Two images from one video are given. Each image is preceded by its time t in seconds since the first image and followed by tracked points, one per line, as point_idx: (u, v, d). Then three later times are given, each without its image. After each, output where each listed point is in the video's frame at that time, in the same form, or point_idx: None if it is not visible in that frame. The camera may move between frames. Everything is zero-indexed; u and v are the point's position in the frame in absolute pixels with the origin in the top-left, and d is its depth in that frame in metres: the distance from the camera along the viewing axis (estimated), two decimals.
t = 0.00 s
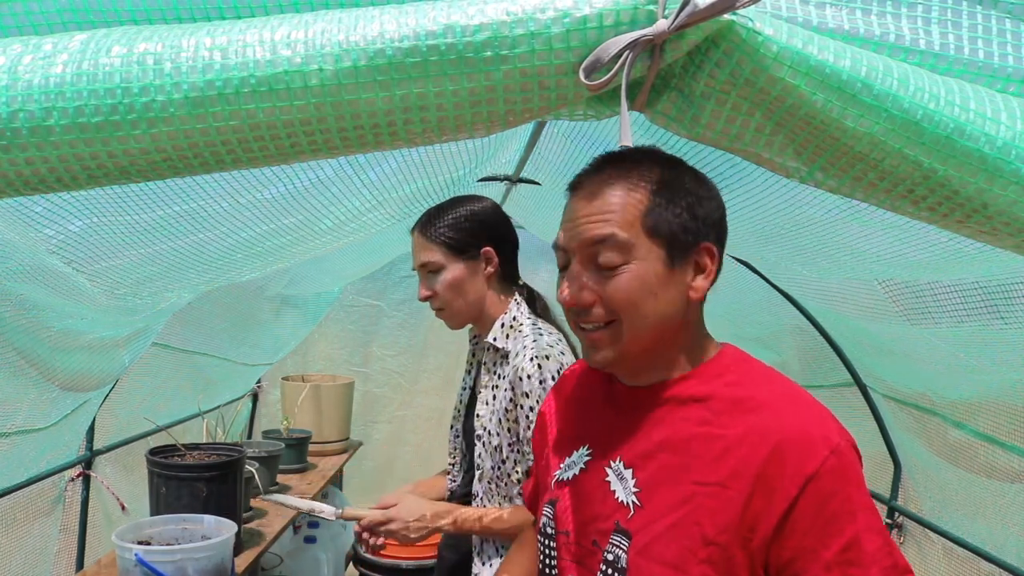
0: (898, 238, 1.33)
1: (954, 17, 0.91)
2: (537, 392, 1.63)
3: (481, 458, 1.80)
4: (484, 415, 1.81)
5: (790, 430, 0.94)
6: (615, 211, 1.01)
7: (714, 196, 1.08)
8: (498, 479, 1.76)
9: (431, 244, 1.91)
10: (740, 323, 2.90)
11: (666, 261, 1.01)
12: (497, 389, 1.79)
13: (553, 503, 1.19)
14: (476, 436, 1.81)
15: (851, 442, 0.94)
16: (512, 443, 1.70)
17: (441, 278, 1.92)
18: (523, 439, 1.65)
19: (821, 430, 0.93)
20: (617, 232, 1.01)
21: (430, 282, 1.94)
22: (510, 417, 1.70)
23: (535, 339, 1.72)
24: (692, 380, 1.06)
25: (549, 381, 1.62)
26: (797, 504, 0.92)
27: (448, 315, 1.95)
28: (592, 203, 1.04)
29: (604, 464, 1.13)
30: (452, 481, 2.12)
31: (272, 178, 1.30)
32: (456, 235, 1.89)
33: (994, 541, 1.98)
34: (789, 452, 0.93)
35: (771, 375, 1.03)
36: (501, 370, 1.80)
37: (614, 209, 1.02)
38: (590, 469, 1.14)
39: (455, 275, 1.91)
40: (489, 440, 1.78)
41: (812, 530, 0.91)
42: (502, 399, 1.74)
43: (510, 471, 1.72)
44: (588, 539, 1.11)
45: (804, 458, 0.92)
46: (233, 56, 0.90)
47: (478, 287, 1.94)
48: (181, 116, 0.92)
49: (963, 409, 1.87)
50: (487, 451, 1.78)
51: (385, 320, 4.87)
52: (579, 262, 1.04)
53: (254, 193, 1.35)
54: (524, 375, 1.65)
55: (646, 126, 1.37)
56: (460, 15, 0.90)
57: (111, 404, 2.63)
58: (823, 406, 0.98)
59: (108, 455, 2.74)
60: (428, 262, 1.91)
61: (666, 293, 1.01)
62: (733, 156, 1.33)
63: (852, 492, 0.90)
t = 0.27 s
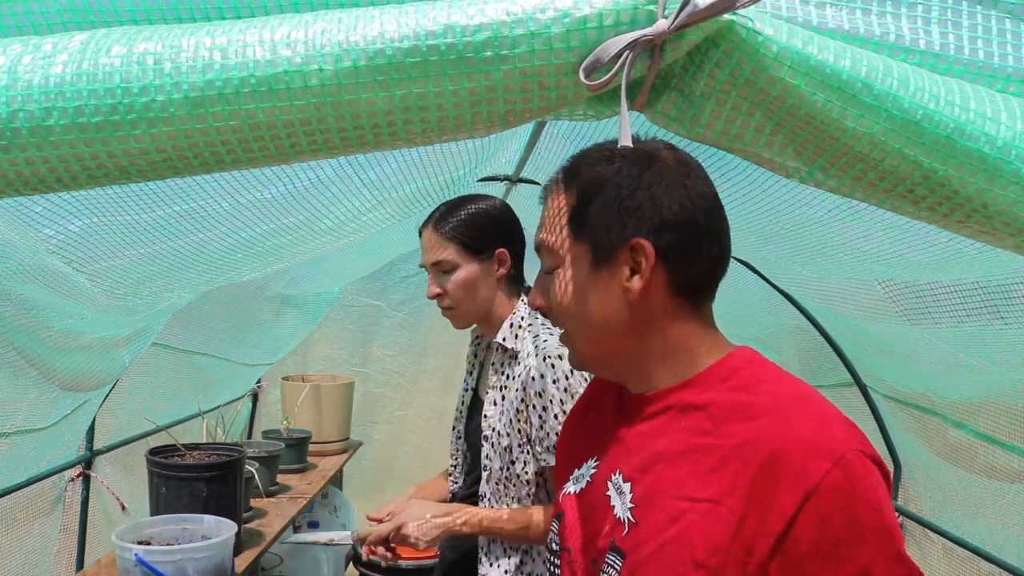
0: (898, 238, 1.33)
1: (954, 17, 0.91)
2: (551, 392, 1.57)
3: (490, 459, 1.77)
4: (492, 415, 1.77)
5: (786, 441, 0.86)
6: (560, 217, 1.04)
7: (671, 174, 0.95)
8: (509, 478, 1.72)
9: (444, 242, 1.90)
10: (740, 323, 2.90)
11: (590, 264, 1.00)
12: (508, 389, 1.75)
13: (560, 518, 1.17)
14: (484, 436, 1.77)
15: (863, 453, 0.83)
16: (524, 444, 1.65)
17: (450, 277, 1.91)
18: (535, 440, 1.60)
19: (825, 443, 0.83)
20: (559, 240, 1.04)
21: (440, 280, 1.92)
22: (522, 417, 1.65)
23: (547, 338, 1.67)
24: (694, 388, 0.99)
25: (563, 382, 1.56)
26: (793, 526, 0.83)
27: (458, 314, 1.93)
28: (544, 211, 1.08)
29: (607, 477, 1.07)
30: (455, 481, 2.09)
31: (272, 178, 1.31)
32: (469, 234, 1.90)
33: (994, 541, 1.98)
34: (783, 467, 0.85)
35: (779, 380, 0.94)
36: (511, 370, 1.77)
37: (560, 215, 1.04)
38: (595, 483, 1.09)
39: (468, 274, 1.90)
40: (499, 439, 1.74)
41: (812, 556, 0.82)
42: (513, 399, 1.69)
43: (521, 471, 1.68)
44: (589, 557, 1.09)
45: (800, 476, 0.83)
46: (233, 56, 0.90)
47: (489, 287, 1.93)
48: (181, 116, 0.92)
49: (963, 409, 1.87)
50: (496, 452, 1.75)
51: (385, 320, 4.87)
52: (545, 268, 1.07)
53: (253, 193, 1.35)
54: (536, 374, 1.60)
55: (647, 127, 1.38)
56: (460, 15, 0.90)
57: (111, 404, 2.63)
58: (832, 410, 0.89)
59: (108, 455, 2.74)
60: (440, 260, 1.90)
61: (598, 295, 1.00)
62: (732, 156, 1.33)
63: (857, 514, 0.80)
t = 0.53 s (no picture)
0: (898, 238, 1.33)
1: (954, 17, 0.91)
2: (565, 391, 1.54)
3: (500, 458, 1.72)
4: (504, 415, 1.73)
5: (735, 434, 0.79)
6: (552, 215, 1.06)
7: (631, 168, 0.90)
8: (519, 479, 1.68)
9: (471, 238, 1.90)
10: (740, 322, 2.89)
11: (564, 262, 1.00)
12: (519, 388, 1.72)
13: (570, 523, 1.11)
14: (494, 436, 1.73)
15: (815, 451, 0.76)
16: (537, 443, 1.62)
17: (475, 276, 1.88)
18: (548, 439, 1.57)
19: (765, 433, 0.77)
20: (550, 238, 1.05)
21: (464, 277, 1.90)
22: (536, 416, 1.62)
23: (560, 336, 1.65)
24: (671, 387, 0.91)
25: (578, 381, 1.55)
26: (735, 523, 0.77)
27: (477, 313, 1.90)
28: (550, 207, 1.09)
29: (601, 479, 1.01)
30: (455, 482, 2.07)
31: (272, 178, 1.30)
32: (496, 233, 1.89)
33: (994, 541, 1.98)
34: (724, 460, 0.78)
35: (748, 381, 0.85)
36: (523, 369, 1.73)
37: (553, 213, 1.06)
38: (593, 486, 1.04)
39: (494, 273, 1.89)
40: (509, 439, 1.70)
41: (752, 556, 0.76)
42: (526, 398, 1.66)
43: (532, 471, 1.65)
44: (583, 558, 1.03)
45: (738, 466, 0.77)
46: (233, 56, 0.90)
47: (511, 290, 1.92)
48: (181, 116, 0.92)
49: (963, 409, 1.87)
50: (507, 452, 1.70)
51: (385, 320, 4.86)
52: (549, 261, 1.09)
53: (253, 193, 1.35)
54: (553, 373, 1.57)
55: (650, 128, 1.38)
56: (460, 15, 0.90)
57: (110, 404, 2.63)
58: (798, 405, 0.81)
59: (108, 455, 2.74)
60: (466, 257, 1.89)
61: (571, 293, 1.00)
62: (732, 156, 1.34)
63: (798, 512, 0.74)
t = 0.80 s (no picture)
0: (898, 238, 1.33)
1: (954, 17, 0.90)
2: (592, 392, 1.50)
3: (520, 460, 1.68)
4: (524, 417, 1.68)
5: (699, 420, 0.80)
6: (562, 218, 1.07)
7: (622, 171, 0.90)
8: (540, 481, 1.64)
9: (491, 237, 1.83)
10: (740, 322, 2.89)
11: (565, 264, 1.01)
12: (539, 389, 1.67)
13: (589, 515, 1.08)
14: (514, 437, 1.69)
15: (782, 444, 0.74)
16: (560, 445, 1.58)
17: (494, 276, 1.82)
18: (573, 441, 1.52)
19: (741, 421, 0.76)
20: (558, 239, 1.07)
21: (484, 276, 1.83)
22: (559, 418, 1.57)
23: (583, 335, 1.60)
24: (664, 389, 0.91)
25: (606, 382, 1.50)
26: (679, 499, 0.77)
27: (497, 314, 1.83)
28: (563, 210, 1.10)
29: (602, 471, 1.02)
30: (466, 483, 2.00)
31: (272, 178, 1.30)
32: (517, 234, 1.83)
33: (995, 541, 1.98)
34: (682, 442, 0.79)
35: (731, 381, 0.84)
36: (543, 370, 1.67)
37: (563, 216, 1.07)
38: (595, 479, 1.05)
39: (514, 274, 1.82)
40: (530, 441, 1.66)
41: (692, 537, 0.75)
42: (547, 399, 1.60)
43: (554, 472, 1.61)
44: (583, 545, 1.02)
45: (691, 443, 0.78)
46: (233, 56, 0.90)
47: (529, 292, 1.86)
48: (181, 116, 0.92)
49: (963, 409, 1.87)
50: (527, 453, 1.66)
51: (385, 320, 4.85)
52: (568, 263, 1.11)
53: (253, 193, 1.35)
54: (580, 375, 1.51)
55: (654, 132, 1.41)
56: (460, 15, 0.90)
57: (110, 404, 2.62)
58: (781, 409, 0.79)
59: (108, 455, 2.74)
60: (485, 256, 1.82)
61: (572, 294, 1.01)
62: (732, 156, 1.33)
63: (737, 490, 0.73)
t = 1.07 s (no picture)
0: (898, 238, 1.33)
1: (954, 17, 0.90)
2: (614, 398, 1.45)
3: (539, 464, 1.66)
4: (542, 421, 1.65)
5: (717, 427, 0.80)
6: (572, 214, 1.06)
7: (638, 173, 0.90)
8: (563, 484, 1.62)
9: (478, 247, 1.78)
10: (740, 322, 2.89)
11: (576, 263, 1.01)
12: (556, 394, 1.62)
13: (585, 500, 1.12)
14: (533, 443, 1.66)
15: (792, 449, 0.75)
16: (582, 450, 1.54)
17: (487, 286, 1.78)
18: (597, 446, 1.49)
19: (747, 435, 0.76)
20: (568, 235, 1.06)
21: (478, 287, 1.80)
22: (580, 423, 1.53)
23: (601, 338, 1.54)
24: (674, 383, 0.92)
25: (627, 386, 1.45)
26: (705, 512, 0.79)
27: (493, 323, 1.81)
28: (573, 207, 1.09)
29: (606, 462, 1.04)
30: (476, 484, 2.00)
31: (272, 178, 1.31)
32: (503, 242, 1.76)
33: (995, 541, 1.98)
34: (702, 453, 0.80)
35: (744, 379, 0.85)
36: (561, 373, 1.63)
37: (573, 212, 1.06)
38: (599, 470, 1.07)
39: (502, 283, 1.76)
40: (550, 445, 1.63)
41: (719, 547, 0.78)
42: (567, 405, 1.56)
43: (576, 477, 1.58)
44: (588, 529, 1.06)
45: (713, 459, 0.78)
46: (233, 56, 0.90)
47: (525, 299, 1.79)
48: (181, 116, 0.92)
49: (963, 409, 1.87)
50: (548, 458, 1.64)
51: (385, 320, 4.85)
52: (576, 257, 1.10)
53: (253, 193, 1.35)
54: (602, 381, 1.47)
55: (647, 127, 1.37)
56: (460, 15, 0.90)
57: (111, 404, 2.62)
58: (795, 410, 0.80)
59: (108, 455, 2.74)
60: (475, 265, 1.79)
61: (582, 292, 1.01)
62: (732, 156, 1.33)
63: (769, 511, 0.75)
